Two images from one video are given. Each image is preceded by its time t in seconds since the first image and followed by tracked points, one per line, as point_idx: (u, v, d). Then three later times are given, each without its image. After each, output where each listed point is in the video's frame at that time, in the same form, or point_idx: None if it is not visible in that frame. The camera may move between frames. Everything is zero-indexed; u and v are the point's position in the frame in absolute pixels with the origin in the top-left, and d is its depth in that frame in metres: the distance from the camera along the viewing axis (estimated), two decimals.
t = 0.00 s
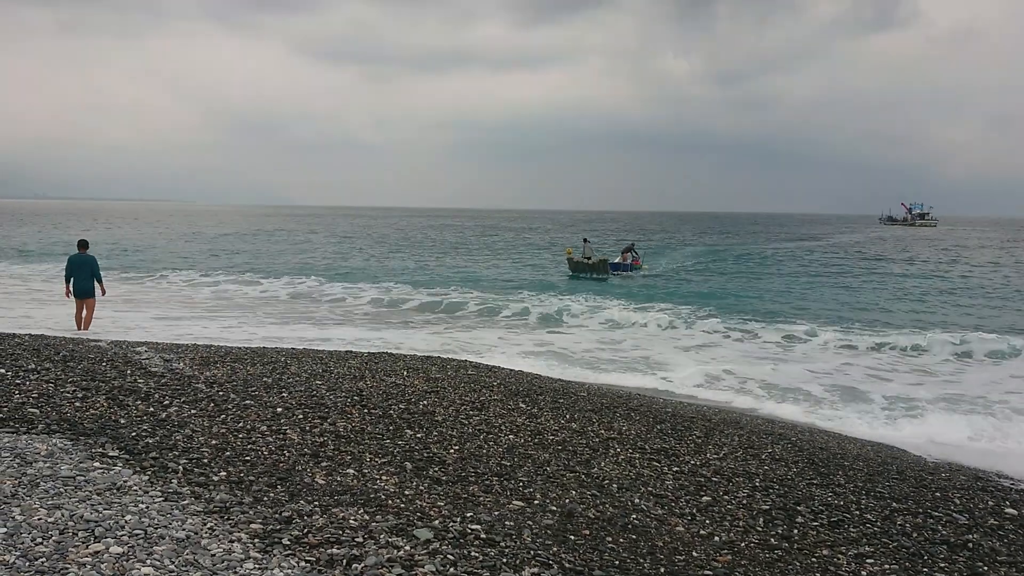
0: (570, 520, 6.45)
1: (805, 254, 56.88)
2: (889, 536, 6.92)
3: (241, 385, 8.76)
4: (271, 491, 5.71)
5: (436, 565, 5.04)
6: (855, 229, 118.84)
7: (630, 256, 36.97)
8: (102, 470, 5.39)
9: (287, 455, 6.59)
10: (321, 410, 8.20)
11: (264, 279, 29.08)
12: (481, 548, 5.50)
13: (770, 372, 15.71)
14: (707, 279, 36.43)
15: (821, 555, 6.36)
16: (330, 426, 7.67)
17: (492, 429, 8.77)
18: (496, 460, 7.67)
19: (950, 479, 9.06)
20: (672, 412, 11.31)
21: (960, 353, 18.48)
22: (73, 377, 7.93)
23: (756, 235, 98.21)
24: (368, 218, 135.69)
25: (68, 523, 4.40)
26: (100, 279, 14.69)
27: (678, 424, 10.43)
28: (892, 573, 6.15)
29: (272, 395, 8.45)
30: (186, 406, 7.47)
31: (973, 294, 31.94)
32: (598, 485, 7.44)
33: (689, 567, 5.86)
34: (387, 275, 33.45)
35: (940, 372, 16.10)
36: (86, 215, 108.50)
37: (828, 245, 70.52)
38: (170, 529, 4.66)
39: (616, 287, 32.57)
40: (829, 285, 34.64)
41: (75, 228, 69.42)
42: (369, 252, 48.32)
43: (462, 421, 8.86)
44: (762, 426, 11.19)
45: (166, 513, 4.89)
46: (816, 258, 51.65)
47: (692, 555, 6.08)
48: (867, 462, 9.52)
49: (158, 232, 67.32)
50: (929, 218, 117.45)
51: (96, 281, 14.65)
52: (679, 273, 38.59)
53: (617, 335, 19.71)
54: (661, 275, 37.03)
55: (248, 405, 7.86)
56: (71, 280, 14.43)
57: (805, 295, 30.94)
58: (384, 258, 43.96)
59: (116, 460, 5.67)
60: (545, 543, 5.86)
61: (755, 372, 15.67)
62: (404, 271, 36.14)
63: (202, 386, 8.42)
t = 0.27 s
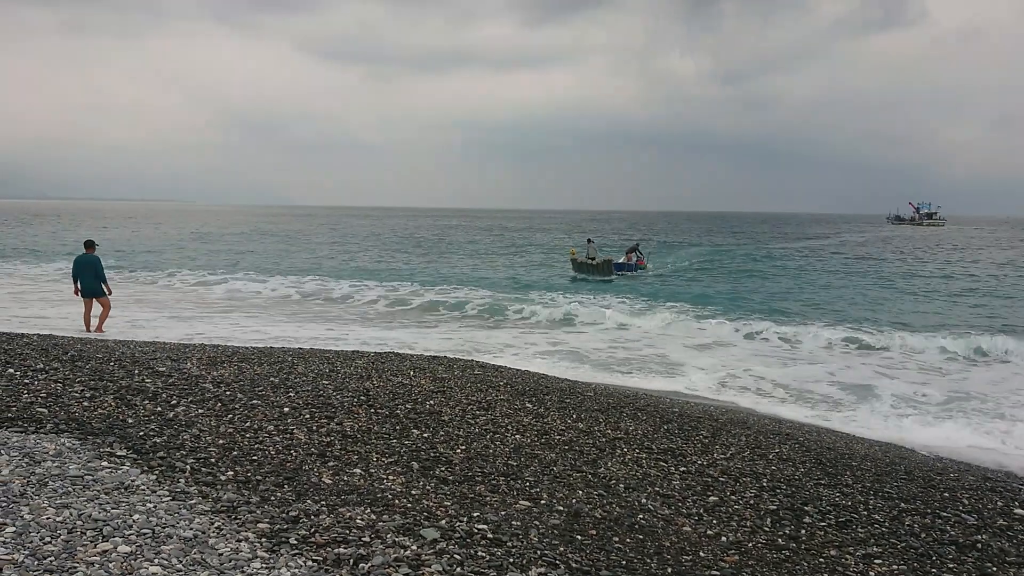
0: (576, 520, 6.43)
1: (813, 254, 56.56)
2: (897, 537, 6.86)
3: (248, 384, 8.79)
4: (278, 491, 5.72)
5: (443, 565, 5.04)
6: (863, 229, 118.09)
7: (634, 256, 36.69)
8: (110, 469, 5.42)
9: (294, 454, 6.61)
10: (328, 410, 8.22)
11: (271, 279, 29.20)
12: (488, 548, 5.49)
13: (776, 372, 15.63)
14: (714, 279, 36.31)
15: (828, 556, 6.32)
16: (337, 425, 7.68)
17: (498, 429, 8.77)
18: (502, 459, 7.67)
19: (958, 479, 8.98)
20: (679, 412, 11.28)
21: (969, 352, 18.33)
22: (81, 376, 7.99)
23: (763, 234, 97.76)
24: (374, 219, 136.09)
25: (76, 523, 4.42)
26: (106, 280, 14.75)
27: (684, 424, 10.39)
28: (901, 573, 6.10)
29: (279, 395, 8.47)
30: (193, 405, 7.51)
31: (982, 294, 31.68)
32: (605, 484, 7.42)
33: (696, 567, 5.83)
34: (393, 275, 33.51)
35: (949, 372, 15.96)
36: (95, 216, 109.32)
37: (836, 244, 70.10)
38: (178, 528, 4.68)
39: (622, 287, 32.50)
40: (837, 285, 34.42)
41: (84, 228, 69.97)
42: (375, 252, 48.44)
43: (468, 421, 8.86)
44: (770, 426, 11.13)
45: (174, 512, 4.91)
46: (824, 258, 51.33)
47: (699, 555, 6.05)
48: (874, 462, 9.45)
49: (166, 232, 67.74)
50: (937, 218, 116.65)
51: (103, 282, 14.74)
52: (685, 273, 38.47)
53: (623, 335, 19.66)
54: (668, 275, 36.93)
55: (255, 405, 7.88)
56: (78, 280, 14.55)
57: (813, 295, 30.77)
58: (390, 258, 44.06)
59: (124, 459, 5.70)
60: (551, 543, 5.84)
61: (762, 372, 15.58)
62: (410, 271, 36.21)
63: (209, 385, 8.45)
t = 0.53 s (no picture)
0: (585, 520, 6.40)
1: (823, 254, 56.16)
2: (909, 538, 6.78)
3: (257, 384, 8.83)
4: (288, 491, 5.73)
5: (452, 565, 5.03)
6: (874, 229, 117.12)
7: (640, 256, 36.30)
8: (121, 469, 5.45)
9: (304, 454, 6.63)
10: (337, 410, 8.24)
11: (279, 279, 29.35)
12: (497, 548, 5.48)
13: (785, 372, 15.52)
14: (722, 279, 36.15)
15: (839, 557, 6.25)
16: (345, 425, 7.70)
17: (507, 429, 8.74)
18: (511, 460, 7.65)
19: (969, 480, 8.87)
20: (687, 413, 11.23)
21: (981, 352, 18.12)
22: (92, 376, 8.06)
23: (772, 234, 97.19)
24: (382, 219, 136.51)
25: (87, 522, 4.45)
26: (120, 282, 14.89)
27: (693, 425, 10.34)
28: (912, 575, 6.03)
29: (288, 395, 8.50)
30: (203, 405, 7.55)
31: (995, 294, 31.32)
32: (614, 485, 7.38)
33: (705, 568, 5.79)
34: (401, 275, 33.61)
35: (960, 373, 15.78)
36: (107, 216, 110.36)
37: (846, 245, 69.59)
38: (188, 527, 4.70)
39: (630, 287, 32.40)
40: (847, 285, 34.16)
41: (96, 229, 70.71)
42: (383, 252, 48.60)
43: (477, 421, 8.85)
44: (779, 427, 11.05)
45: (184, 511, 4.93)
46: (834, 258, 50.98)
47: (708, 556, 6.01)
48: (885, 463, 9.35)
49: (176, 232, 68.29)
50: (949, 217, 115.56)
51: (117, 284, 14.87)
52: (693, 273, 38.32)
53: (630, 335, 19.60)
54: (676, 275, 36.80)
55: (264, 405, 7.92)
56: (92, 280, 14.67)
57: (822, 296, 30.54)
58: (398, 258, 44.17)
59: (135, 458, 5.74)
60: (560, 543, 5.82)
61: (771, 373, 15.48)
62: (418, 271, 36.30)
63: (219, 385, 8.50)
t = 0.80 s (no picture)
0: (596, 521, 6.37)
1: (834, 254, 55.66)
2: (921, 540, 6.68)
3: (268, 384, 8.88)
4: (299, 490, 5.75)
5: (463, 565, 5.01)
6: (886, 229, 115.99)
7: (648, 255, 35.81)
8: (133, 468, 5.49)
9: (315, 454, 6.64)
10: (347, 410, 8.25)
11: (290, 279, 29.51)
12: (507, 548, 5.46)
13: (796, 373, 15.37)
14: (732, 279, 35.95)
15: (851, 559, 6.18)
16: (356, 425, 7.71)
17: (517, 430, 8.72)
18: (521, 460, 7.63)
19: (982, 482, 8.73)
20: (698, 413, 11.16)
21: (995, 352, 17.87)
22: (105, 376, 8.14)
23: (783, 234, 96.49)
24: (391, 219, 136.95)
25: (100, 521, 4.47)
26: (140, 285, 15.05)
27: (704, 425, 10.27)
28: None
29: (299, 394, 8.53)
30: (215, 405, 7.58)
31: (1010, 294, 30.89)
32: (624, 486, 7.34)
33: (717, 569, 5.74)
34: (411, 275, 33.69)
35: (974, 374, 15.57)
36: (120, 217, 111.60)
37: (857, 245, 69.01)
38: (200, 526, 4.72)
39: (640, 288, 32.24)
40: (859, 285, 33.84)
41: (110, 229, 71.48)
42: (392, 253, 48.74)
43: (486, 422, 8.84)
44: (790, 428, 10.94)
45: (196, 511, 4.95)
46: (845, 258, 50.53)
47: (720, 558, 5.95)
48: (897, 464, 9.23)
49: (188, 233, 68.87)
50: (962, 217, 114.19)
51: (136, 286, 15.02)
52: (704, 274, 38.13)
53: (640, 335, 19.53)
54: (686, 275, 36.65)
55: (275, 405, 7.95)
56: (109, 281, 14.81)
57: (834, 296, 30.26)
58: (408, 258, 44.28)
59: (147, 458, 5.77)
60: (571, 544, 5.80)
61: (781, 373, 15.35)
62: (427, 271, 36.38)
63: (230, 385, 8.55)
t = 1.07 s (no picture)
0: (608, 521, 6.32)
1: (849, 254, 55.03)
2: (937, 542, 6.58)
3: (281, 384, 8.93)
4: (312, 490, 5.76)
5: (475, 565, 5.00)
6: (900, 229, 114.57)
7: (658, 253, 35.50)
8: (147, 467, 5.53)
9: (327, 453, 6.65)
10: (359, 410, 8.26)
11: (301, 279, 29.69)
12: (520, 548, 5.44)
13: (810, 373, 15.20)
14: (745, 279, 35.66)
15: (865, 561, 6.09)
16: (368, 425, 7.73)
17: (529, 430, 8.69)
18: (533, 460, 7.60)
19: (999, 484, 8.56)
20: (711, 413, 11.06)
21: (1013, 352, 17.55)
22: (119, 375, 8.21)
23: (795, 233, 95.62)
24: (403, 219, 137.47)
25: (115, 519, 4.51)
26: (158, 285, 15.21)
27: (717, 426, 10.17)
28: None
29: (311, 394, 8.56)
30: (228, 404, 7.63)
31: None
32: (636, 486, 7.28)
33: (730, 570, 5.68)
34: (422, 275, 33.76)
35: (991, 374, 15.30)
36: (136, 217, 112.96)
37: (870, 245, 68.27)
38: (214, 525, 4.74)
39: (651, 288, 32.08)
40: (874, 285, 33.43)
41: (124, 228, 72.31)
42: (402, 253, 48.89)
43: (498, 422, 8.82)
44: (804, 429, 10.81)
45: (210, 509, 4.98)
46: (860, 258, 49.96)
47: (733, 559, 5.89)
48: (912, 466, 9.08)
49: (201, 233, 69.54)
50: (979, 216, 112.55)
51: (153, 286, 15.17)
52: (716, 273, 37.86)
53: (651, 334, 19.42)
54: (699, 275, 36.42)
55: (288, 404, 7.99)
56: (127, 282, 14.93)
57: (848, 296, 29.91)
58: (420, 258, 44.39)
59: (161, 457, 5.81)
60: (583, 544, 5.76)
61: (794, 373, 15.19)
62: (438, 271, 36.44)
63: (243, 384, 8.60)
